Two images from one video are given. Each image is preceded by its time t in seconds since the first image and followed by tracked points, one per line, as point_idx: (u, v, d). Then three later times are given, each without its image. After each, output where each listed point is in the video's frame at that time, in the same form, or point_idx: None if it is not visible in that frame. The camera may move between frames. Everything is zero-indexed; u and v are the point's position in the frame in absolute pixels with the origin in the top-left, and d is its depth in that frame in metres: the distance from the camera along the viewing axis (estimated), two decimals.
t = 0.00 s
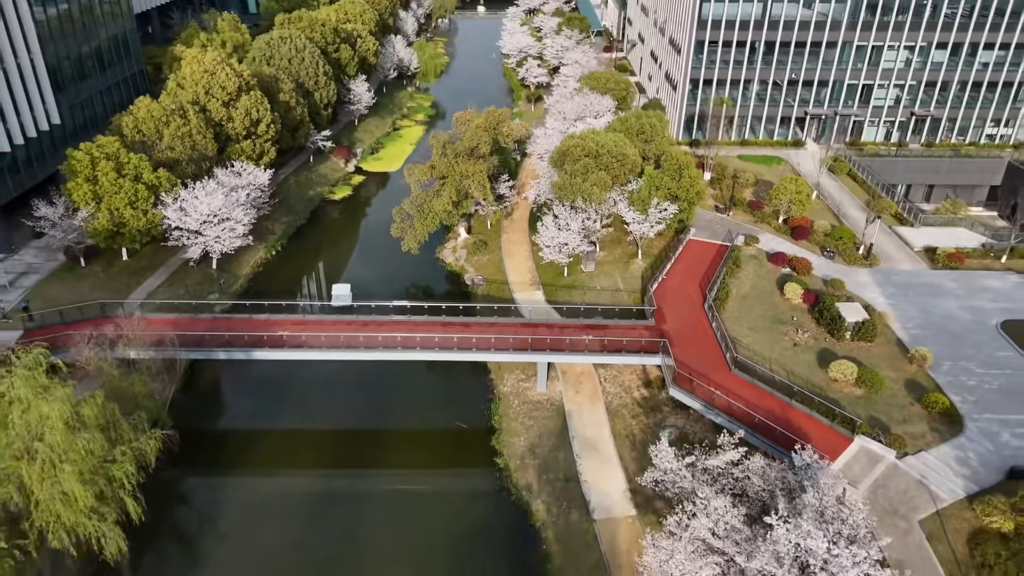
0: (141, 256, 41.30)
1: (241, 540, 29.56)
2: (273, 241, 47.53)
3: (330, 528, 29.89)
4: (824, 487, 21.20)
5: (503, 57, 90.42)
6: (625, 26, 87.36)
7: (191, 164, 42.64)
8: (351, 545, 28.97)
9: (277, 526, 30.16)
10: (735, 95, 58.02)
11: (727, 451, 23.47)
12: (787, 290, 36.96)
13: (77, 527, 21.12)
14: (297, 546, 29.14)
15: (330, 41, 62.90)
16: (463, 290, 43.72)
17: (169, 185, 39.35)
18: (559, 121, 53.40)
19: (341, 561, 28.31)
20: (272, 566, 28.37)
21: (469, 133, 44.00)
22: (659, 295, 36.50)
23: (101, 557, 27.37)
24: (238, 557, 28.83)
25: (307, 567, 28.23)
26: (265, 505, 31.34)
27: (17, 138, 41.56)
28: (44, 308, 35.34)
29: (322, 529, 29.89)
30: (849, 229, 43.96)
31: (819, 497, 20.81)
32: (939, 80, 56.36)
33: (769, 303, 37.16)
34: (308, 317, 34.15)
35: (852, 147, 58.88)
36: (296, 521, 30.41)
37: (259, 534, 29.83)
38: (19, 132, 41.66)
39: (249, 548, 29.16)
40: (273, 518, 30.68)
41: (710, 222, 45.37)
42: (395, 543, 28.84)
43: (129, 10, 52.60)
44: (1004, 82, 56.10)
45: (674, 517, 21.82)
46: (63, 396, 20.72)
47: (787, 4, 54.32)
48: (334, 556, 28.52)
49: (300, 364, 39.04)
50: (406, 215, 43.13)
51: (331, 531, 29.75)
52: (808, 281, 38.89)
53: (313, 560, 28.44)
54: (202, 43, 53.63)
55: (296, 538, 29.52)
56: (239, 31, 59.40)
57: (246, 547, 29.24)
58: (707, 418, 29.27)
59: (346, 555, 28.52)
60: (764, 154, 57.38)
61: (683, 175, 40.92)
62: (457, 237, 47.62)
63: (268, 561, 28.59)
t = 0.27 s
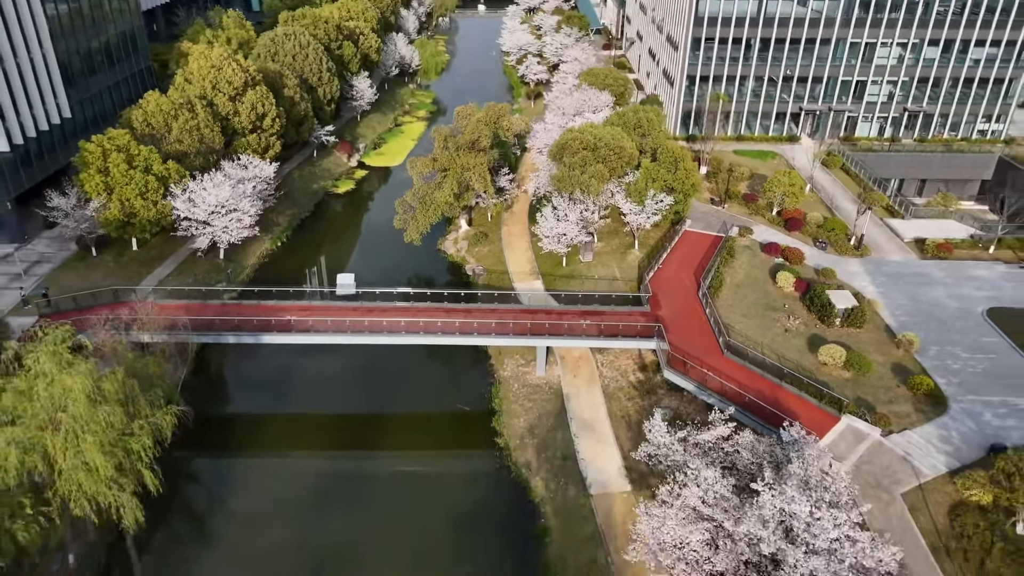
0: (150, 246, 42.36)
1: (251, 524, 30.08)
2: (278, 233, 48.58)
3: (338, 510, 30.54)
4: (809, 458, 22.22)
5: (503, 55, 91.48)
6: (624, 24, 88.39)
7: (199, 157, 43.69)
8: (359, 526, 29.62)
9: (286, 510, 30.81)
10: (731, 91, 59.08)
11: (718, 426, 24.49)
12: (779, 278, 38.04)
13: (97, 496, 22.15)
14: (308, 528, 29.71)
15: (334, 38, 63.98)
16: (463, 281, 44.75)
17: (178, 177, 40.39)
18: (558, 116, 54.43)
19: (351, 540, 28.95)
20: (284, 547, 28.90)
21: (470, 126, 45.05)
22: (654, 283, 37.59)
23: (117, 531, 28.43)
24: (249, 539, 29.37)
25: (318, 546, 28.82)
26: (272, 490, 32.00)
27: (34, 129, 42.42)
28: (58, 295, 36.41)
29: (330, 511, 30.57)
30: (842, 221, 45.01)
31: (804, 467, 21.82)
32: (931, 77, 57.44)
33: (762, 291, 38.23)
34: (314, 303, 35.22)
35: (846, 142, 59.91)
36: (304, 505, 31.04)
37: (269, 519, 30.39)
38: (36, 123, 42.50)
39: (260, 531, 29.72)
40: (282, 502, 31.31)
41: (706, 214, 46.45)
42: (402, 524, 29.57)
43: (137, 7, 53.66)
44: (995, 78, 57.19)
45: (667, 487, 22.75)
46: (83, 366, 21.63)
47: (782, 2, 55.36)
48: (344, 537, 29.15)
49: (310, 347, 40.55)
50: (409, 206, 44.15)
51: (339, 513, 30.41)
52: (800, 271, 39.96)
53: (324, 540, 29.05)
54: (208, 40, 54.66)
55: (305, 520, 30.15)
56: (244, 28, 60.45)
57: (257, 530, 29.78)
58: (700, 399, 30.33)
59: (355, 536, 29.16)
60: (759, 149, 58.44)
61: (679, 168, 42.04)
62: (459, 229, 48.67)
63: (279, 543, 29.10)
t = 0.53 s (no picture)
0: (159, 237, 43.39)
1: (256, 518, 30.14)
2: (284, 226, 49.63)
3: (342, 504, 30.67)
4: (795, 433, 23.21)
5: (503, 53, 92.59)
6: (623, 23, 89.47)
7: (207, 150, 44.74)
8: (363, 520, 29.71)
9: (291, 502, 30.92)
10: (728, 88, 60.15)
11: (710, 404, 25.45)
12: (772, 268, 39.10)
13: (117, 467, 23.17)
14: (312, 522, 29.75)
15: (337, 36, 65.06)
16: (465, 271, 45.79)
17: (187, 169, 41.47)
18: (557, 111, 55.46)
19: (355, 534, 29.03)
20: (288, 541, 28.91)
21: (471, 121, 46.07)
22: (651, 272, 38.67)
23: (131, 507, 29.47)
24: (253, 532, 29.42)
25: (322, 540, 28.86)
26: (278, 481, 32.22)
27: (48, 122, 43.37)
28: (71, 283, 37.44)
29: (335, 504, 30.70)
30: (834, 213, 46.06)
31: (791, 441, 22.80)
32: (924, 73, 58.52)
33: (755, 280, 39.27)
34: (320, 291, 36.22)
35: (840, 138, 60.97)
36: (309, 497, 31.17)
37: (273, 512, 30.43)
38: (50, 117, 43.46)
39: (265, 524, 29.78)
40: (287, 494, 31.47)
41: (701, 206, 47.52)
42: (406, 517, 29.70)
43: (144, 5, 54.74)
44: (986, 75, 58.28)
45: (659, 460, 23.76)
46: (104, 343, 22.47)
47: None
48: (348, 530, 29.22)
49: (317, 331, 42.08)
50: (411, 199, 45.19)
51: (343, 506, 30.52)
52: (793, 261, 41.01)
53: (328, 533, 29.12)
54: (214, 37, 55.73)
55: (310, 513, 30.23)
56: (249, 25, 61.54)
57: (262, 523, 29.83)
58: (694, 381, 31.38)
59: (359, 529, 29.25)
60: (755, 144, 59.51)
61: (675, 161, 43.13)
62: (460, 221, 49.73)
63: (283, 537, 29.12)
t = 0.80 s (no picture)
0: (168, 228, 44.44)
1: (257, 512, 30.27)
2: (289, 218, 50.71)
3: (342, 500, 30.73)
4: (784, 409, 24.24)
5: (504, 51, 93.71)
6: (622, 21, 90.53)
7: (215, 144, 45.77)
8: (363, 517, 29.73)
9: (292, 497, 31.00)
10: (724, 84, 61.20)
11: (703, 383, 26.49)
12: (766, 258, 40.16)
13: (135, 442, 24.28)
14: (312, 518, 29.82)
15: (340, 33, 66.14)
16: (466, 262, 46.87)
17: (196, 162, 42.50)
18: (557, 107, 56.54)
19: (354, 531, 29.08)
20: (288, 537, 29.01)
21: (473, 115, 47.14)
22: (648, 261, 39.76)
23: (145, 485, 30.52)
24: (253, 528, 29.53)
25: (321, 538, 28.90)
26: (280, 474, 32.37)
27: (61, 116, 44.31)
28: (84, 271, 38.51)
29: (335, 500, 30.78)
30: (828, 205, 47.13)
31: (780, 416, 23.81)
32: (917, 70, 59.62)
33: (750, 270, 40.34)
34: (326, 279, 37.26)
35: (835, 133, 62.06)
36: (310, 493, 31.24)
37: (274, 507, 30.53)
38: (63, 110, 44.39)
39: (265, 521, 29.87)
40: (288, 488, 31.58)
41: (698, 199, 48.60)
42: (405, 515, 29.73)
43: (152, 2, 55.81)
44: (978, 71, 59.46)
45: (653, 435, 24.80)
46: (123, 325, 23.53)
47: None
48: (347, 528, 29.25)
49: (324, 317, 43.06)
50: (414, 191, 46.23)
51: (343, 502, 30.58)
52: (787, 251, 42.09)
53: (326, 531, 29.17)
54: (221, 34, 56.81)
55: (310, 510, 30.28)
56: (254, 23, 62.60)
57: (263, 519, 29.92)
58: (689, 365, 32.45)
59: (358, 527, 29.27)
60: (751, 139, 60.59)
61: (672, 154, 44.19)
62: (462, 214, 50.78)
63: (283, 534, 29.21)
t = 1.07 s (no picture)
0: (177, 220, 45.51)
1: (262, 510, 30.61)
2: (294, 211, 51.80)
3: (344, 498, 30.89)
4: (773, 385, 25.29)
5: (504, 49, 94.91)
6: (621, 19, 91.54)
7: (222, 137, 46.81)
8: (364, 518, 29.82)
9: (295, 495, 31.18)
10: (721, 80, 62.23)
11: (697, 364, 27.55)
12: (760, 248, 41.22)
13: (152, 419, 25.41)
14: (314, 518, 30.01)
15: (344, 30, 67.21)
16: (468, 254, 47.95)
17: (204, 154, 43.55)
18: (557, 102, 57.60)
19: (356, 531, 29.23)
20: (290, 537, 29.24)
21: (474, 110, 48.18)
22: (645, 251, 40.87)
23: (158, 465, 31.57)
24: (257, 526, 29.86)
25: (322, 538, 29.07)
26: (285, 470, 32.68)
27: (72, 109, 45.32)
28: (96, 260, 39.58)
29: (337, 498, 30.93)
30: (821, 198, 48.21)
31: (770, 393, 24.85)
32: (910, 66, 60.64)
33: (744, 260, 41.40)
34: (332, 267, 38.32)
35: (830, 129, 63.12)
36: (312, 491, 31.40)
37: (278, 504, 30.83)
38: (74, 104, 45.39)
39: (269, 519, 30.16)
40: (292, 485, 31.85)
41: (695, 192, 49.68)
42: (406, 514, 29.85)
43: None
44: (971, 68, 60.55)
45: (648, 411, 25.86)
46: (140, 307, 24.79)
47: None
48: (348, 530, 29.35)
49: (329, 306, 44.16)
50: (417, 184, 47.27)
51: (346, 501, 30.74)
52: (780, 242, 43.15)
53: (327, 532, 29.31)
54: (226, 31, 57.88)
55: (312, 508, 30.49)
56: (258, 20, 63.65)
57: (266, 518, 30.22)
58: (683, 349, 33.53)
59: (359, 528, 29.40)
60: (748, 135, 61.67)
61: (669, 147, 45.25)
62: (463, 207, 51.83)
63: (286, 533, 29.43)
